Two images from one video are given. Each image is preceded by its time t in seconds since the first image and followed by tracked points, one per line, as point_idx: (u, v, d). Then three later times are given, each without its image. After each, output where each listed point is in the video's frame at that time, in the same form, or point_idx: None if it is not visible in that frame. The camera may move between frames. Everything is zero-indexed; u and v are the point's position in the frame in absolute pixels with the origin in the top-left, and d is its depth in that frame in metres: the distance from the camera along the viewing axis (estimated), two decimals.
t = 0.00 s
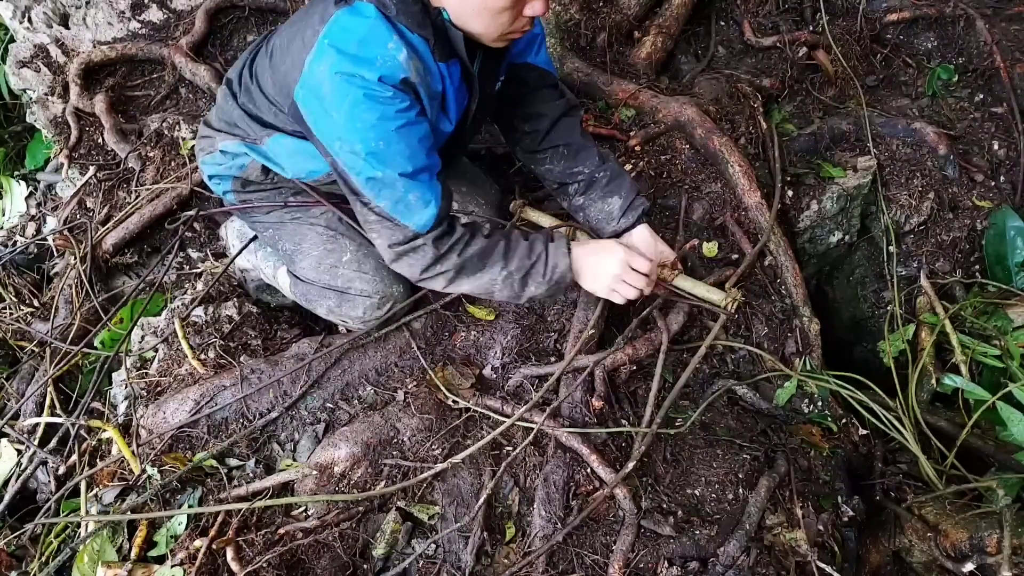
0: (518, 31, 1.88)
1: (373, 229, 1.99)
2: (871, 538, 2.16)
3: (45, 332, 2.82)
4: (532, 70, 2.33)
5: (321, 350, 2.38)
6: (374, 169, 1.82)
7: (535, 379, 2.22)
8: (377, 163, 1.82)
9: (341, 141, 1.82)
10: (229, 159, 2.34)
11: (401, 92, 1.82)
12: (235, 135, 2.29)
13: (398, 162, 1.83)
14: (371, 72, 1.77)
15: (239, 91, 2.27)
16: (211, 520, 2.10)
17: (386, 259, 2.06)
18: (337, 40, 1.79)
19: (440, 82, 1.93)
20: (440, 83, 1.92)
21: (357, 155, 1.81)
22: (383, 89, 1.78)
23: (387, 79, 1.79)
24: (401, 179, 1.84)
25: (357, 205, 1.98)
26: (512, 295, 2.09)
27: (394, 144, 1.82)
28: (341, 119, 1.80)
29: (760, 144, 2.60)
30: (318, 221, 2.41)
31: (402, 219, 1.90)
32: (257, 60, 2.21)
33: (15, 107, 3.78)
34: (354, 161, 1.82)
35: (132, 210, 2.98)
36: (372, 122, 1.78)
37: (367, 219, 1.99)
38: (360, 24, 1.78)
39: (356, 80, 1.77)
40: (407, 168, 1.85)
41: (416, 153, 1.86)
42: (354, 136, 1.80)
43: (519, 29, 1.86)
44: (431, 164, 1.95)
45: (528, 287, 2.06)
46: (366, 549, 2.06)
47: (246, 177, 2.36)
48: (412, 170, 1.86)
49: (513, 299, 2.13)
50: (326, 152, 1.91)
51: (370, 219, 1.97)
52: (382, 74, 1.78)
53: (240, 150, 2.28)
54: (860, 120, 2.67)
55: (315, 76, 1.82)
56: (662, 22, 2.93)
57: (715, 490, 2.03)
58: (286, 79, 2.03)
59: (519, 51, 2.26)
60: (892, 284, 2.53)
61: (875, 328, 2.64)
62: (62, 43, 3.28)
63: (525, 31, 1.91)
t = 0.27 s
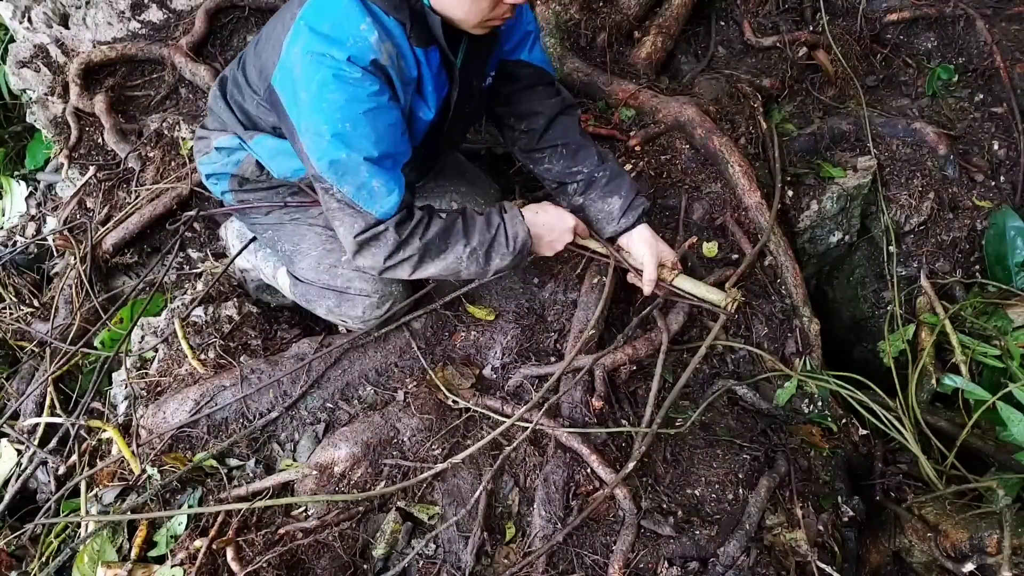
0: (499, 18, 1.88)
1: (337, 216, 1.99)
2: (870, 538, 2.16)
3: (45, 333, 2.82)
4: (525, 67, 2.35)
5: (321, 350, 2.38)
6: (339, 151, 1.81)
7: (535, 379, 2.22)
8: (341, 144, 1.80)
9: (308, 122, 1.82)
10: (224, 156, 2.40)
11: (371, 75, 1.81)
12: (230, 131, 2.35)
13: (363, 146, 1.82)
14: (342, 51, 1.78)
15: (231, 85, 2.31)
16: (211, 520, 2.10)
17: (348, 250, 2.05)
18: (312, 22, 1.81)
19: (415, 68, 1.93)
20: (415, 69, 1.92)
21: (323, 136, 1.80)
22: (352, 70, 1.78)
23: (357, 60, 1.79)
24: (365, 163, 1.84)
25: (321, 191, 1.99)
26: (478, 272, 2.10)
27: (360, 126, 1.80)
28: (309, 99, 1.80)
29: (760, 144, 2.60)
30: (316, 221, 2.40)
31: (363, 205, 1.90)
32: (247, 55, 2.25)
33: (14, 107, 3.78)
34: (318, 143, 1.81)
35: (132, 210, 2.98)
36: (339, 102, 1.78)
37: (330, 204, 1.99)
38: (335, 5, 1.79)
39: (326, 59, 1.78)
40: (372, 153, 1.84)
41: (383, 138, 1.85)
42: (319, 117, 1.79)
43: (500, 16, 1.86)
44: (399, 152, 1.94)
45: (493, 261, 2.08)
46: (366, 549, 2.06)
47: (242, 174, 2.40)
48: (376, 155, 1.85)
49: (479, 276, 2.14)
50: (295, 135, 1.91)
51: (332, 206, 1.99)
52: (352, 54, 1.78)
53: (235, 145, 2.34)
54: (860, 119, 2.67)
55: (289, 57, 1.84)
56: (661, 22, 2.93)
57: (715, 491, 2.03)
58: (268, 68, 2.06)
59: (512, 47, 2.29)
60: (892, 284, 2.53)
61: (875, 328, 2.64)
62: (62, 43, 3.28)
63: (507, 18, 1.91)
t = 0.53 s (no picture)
0: (493, 9, 1.89)
1: (330, 198, 1.94)
2: (870, 538, 2.16)
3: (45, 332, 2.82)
4: (525, 67, 2.34)
5: (321, 350, 2.38)
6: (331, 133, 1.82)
7: (534, 379, 2.21)
8: (334, 126, 1.82)
9: (300, 106, 1.83)
10: (224, 154, 2.40)
11: (362, 58, 1.81)
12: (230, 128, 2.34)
13: (355, 128, 1.83)
14: (333, 33, 1.79)
15: (231, 82, 2.32)
16: (211, 520, 2.10)
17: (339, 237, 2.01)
18: (305, 8, 1.84)
19: (407, 56, 1.92)
20: (407, 57, 1.92)
21: (315, 119, 1.81)
22: (343, 51, 1.79)
23: (348, 41, 1.80)
24: (357, 145, 1.85)
25: (312, 178, 1.96)
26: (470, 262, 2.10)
27: (352, 108, 1.81)
28: (300, 81, 1.82)
29: (760, 144, 2.60)
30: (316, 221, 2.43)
31: (357, 188, 1.90)
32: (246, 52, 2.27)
33: (14, 107, 3.78)
34: (310, 125, 1.82)
35: (132, 211, 2.98)
36: (330, 84, 1.79)
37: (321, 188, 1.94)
38: None
39: (317, 42, 1.80)
40: (365, 135, 1.85)
41: (376, 121, 1.86)
42: (311, 99, 1.81)
43: (493, 7, 1.87)
44: (392, 136, 1.95)
45: (485, 249, 2.09)
46: (366, 549, 2.05)
47: (242, 172, 2.41)
48: (368, 138, 1.86)
49: (473, 266, 2.13)
50: (288, 121, 1.92)
51: (326, 187, 1.93)
52: (343, 37, 1.79)
53: (235, 142, 2.33)
54: (860, 120, 2.67)
55: (283, 41, 1.87)
56: (661, 22, 2.93)
57: (715, 491, 2.03)
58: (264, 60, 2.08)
59: (510, 46, 2.30)
60: (892, 284, 2.53)
61: (875, 328, 2.65)
62: (62, 43, 3.28)
63: (501, 9, 1.92)
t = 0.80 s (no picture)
0: (490, 6, 1.88)
1: (331, 197, 1.97)
2: (870, 538, 2.15)
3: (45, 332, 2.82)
4: (523, 65, 2.35)
5: (321, 350, 2.38)
6: (328, 133, 1.83)
7: (534, 379, 2.21)
8: (331, 126, 1.83)
9: (298, 106, 1.84)
10: (223, 153, 2.40)
11: (358, 57, 1.81)
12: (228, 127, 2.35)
13: (352, 128, 1.84)
14: (328, 33, 1.79)
15: (231, 82, 2.33)
16: (211, 520, 2.10)
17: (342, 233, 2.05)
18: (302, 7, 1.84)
19: (404, 55, 1.91)
20: (404, 55, 1.91)
21: (313, 119, 1.82)
22: (339, 52, 1.79)
23: (345, 42, 1.80)
24: (354, 145, 1.85)
25: (313, 176, 1.98)
26: (471, 262, 2.11)
27: (348, 108, 1.82)
28: (296, 81, 1.82)
29: (760, 144, 2.60)
30: (316, 222, 2.44)
31: (357, 187, 1.91)
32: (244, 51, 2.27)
33: (14, 107, 3.78)
34: (308, 125, 1.83)
35: (132, 211, 2.98)
36: (326, 85, 1.79)
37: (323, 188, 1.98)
38: None
39: (313, 42, 1.80)
40: (363, 135, 1.86)
41: (373, 121, 1.86)
42: (308, 99, 1.81)
43: (491, 3, 1.86)
44: (390, 135, 1.95)
45: (487, 246, 2.10)
46: (366, 549, 2.05)
47: (241, 171, 2.42)
48: (365, 138, 1.87)
49: (474, 265, 2.14)
50: (287, 120, 1.93)
51: (326, 186, 1.96)
52: (339, 37, 1.79)
53: (234, 141, 2.34)
54: (860, 120, 2.67)
55: (280, 41, 1.88)
56: (661, 22, 2.94)
57: (715, 491, 2.03)
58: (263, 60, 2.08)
59: (509, 44, 2.30)
60: (892, 284, 2.53)
61: (875, 327, 2.65)
62: (62, 43, 3.28)
63: (498, 6, 1.91)
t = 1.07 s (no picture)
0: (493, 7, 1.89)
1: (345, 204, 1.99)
2: (871, 539, 2.12)
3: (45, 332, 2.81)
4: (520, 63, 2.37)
5: (321, 350, 2.38)
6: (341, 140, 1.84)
7: (535, 379, 2.21)
8: (235, 83, 2.03)
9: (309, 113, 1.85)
10: (209, 149, 2.52)
11: (251, 15, 1.99)
12: (212, 123, 2.49)
13: (250, 83, 2.02)
14: None
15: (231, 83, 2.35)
16: (210, 520, 2.10)
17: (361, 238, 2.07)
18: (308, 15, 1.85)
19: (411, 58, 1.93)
20: None
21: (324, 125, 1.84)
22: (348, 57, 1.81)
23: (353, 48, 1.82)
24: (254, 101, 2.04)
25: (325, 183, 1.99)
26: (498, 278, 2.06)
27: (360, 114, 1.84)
28: (209, 42, 2.05)
29: (760, 144, 2.60)
30: (288, 212, 2.52)
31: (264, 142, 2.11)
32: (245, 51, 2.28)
33: (14, 107, 3.78)
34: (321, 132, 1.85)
35: (132, 210, 2.97)
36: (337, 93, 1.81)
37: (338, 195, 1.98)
38: None
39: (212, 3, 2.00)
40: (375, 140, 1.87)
41: (273, 76, 2.02)
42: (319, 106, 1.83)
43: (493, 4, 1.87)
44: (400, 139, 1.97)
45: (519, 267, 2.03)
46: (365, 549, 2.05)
47: (224, 166, 2.50)
48: (264, 94, 2.03)
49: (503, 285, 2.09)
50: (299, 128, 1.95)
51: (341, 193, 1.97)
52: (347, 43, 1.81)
53: (217, 134, 2.47)
54: (860, 119, 2.67)
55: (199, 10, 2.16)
56: (661, 22, 2.93)
57: (715, 491, 2.02)
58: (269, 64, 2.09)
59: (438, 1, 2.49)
60: (892, 284, 2.54)
61: (875, 328, 2.65)
62: (62, 43, 3.28)
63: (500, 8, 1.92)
